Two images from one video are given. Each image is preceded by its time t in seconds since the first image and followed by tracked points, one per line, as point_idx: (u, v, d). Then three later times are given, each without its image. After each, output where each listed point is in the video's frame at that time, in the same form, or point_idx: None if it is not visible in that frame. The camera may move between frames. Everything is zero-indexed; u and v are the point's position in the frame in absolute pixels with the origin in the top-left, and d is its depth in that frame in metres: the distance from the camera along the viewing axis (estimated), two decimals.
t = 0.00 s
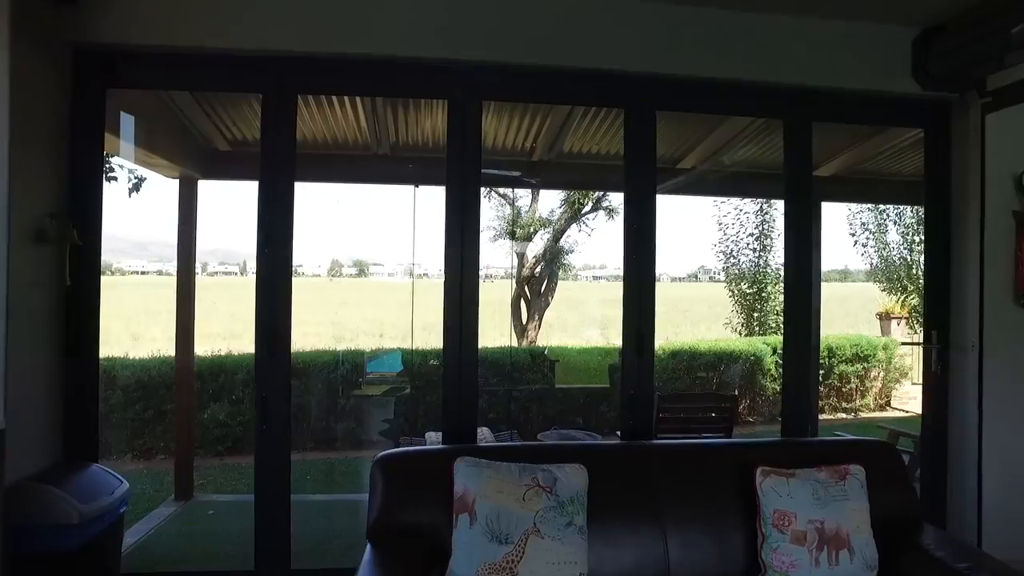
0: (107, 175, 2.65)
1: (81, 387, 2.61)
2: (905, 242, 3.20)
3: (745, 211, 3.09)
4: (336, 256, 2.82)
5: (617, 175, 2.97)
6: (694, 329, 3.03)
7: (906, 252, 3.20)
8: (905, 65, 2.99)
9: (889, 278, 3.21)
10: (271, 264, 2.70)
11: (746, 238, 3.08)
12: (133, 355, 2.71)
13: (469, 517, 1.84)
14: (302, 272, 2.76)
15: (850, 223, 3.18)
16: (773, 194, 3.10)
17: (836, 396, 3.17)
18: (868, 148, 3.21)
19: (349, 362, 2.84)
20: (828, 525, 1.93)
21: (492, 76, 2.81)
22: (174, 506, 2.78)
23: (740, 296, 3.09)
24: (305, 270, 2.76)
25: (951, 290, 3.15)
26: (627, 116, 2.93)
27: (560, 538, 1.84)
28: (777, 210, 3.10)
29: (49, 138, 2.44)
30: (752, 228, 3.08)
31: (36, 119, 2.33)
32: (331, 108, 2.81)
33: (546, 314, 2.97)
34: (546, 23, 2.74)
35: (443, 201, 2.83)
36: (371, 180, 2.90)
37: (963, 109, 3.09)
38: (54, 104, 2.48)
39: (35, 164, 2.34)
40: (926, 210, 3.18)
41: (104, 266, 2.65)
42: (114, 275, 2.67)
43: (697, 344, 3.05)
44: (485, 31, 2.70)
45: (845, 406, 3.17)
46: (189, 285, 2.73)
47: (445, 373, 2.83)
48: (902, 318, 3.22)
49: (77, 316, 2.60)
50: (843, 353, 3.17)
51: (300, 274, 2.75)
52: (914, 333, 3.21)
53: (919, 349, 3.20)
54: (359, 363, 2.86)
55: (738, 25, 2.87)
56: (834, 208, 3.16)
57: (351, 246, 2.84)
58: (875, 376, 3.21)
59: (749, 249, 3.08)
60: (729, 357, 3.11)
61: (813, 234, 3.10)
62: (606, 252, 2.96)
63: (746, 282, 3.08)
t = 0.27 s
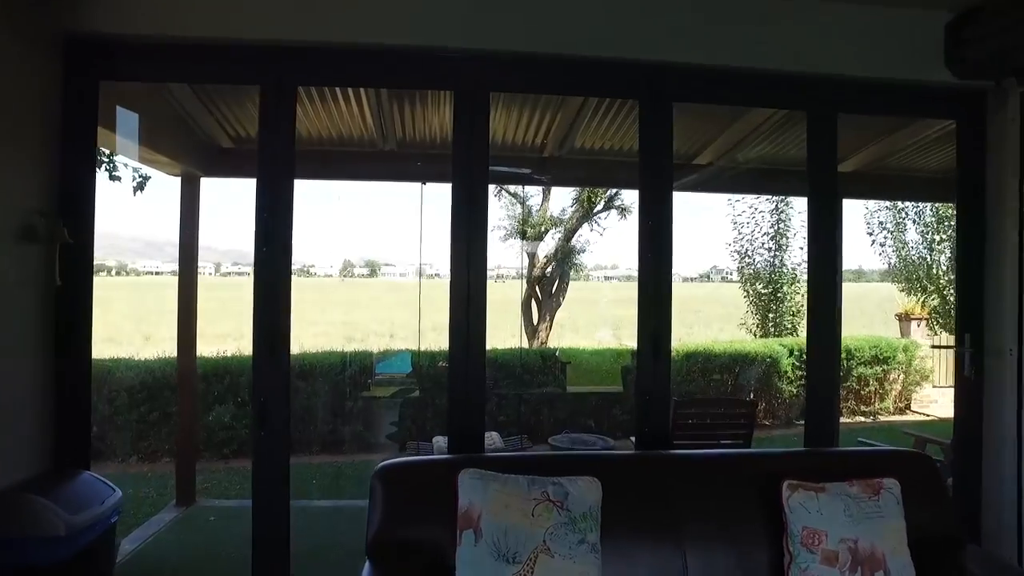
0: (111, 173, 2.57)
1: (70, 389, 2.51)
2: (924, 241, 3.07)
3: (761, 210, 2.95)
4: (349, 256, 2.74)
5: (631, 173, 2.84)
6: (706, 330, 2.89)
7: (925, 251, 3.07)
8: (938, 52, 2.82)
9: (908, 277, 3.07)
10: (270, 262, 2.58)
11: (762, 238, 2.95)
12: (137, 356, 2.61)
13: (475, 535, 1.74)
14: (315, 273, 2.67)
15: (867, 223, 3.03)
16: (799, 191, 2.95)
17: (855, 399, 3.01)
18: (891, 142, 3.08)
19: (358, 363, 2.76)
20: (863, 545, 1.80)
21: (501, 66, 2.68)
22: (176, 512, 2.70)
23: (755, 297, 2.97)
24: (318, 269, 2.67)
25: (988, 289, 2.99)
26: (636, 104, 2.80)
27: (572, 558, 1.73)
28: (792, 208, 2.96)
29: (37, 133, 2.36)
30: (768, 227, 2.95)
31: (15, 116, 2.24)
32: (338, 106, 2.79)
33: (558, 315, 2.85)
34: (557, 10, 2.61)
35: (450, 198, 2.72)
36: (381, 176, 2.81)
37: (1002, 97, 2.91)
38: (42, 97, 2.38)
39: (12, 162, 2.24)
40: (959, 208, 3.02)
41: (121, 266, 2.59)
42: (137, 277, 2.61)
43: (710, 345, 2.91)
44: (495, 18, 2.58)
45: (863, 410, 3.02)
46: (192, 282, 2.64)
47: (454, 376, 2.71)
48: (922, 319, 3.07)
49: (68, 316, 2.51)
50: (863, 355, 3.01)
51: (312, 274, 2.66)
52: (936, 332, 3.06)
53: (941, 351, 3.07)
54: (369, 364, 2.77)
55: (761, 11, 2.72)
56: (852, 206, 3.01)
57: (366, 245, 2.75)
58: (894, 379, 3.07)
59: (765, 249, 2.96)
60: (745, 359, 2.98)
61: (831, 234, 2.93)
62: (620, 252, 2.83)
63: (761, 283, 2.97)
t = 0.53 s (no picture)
0: (113, 171, 2.50)
1: (58, 390, 2.42)
2: (941, 239, 2.92)
3: (773, 207, 2.83)
4: (358, 256, 2.63)
5: (642, 168, 2.72)
6: (716, 330, 2.75)
7: (943, 249, 2.92)
8: (970, 36, 2.66)
9: (925, 277, 2.93)
10: (266, 260, 2.48)
11: (775, 237, 2.82)
12: (143, 356, 2.55)
13: (477, 552, 1.68)
14: (325, 273, 2.57)
15: (883, 220, 2.85)
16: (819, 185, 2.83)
17: (872, 401, 2.85)
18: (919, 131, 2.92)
19: (363, 364, 2.66)
20: (896, 562, 1.76)
21: (506, 54, 2.56)
22: (174, 517, 2.61)
23: (768, 297, 2.82)
24: (328, 270, 2.58)
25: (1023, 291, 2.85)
26: (651, 96, 2.68)
27: None
28: (806, 206, 2.83)
29: (19, 126, 2.26)
30: (782, 225, 2.82)
31: None
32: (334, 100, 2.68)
33: (567, 315, 2.71)
34: None
35: (455, 195, 2.60)
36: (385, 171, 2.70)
37: None
38: (29, 90, 2.30)
39: None
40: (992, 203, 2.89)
41: (134, 266, 2.52)
42: (148, 277, 2.54)
43: (722, 347, 2.76)
44: (503, 2, 2.45)
45: (881, 412, 2.85)
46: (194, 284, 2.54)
47: (459, 379, 2.59)
48: (941, 319, 2.92)
49: (56, 315, 2.41)
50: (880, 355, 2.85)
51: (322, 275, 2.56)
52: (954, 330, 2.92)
53: (964, 353, 2.92)
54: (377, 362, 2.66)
55: None
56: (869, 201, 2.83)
57: (375, 245, 2.64)
58: (913, 380, 2.90)
59: (777, 247, 2.82)
60: (759, 361, 2.82)
61: (848, 232, 2.80)
62: (632, 250, 2.70)
63: (774, 282, 2.82)
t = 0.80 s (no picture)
0: (113, 170, 2.45)
1: (40, 397, 2.31)
2: (959, 238, 2.80)
3: (787, 207, 2.72)
4: (367, 256, 2.55)
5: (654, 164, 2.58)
6: (727, 331, 2.60)
7: (960, 249, 2.81)
8: (1005, 21, 2.50)
9: (941, 277, 2.79)
10: (258, 259, 2.36)
11: (788, 236, 2.70)
12: (147, 356, 2.49)
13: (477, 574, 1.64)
14: (336, 273, 2.52)
15: (898, 219, 2.69)
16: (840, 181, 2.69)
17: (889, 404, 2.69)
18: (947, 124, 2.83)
19: (368, 366, 2.56)
20: None
21: (512, 44, 2.43)
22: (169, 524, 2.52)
23: (781, 298, 2.69)
24: (339, 271, 2.52)
25: None
26: (660, 82, 2.54)
27: None
28: (820, 205, 2.69)
29: None
30: (795, 225, 2.70)
31: None
32: (340, 93, 2.64)
33: (576, 316, 2.62)
34: None
35: (455, 193, 2.46)
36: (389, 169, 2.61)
37: None
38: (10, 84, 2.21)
39: None
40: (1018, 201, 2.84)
41: (145, 267, 2.47)
42: (159, 277, 2.47)
43: (734, 349, 2.61)
44: None
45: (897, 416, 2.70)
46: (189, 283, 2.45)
47: (458, 383, 2.45)
48: (958, 321, 2.82)
49: (40, 318, 2.31)
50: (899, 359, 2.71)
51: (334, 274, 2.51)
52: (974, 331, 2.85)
53: (987, 356, 2.85)
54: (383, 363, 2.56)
55: None
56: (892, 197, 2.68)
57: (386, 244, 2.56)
58: (930, 383, 2.75)
59: (791, 247, 2.70)
60: (773, 363, 2.69)
61: (868, 231, 2.64)
62: (643, 249, 2.56)
63: (787, 283, 2.69)
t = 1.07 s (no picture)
0: (113, 170, 2.38)
1: (26, 401, 2.22)
2: (975, 237, 2.67)
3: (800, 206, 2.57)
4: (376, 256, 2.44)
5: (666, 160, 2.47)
6: (738, 332, 2.45)
7: (977, 248, 2.68)
8: None
9: (959, 277, 2.62)
10: (252, 256, 2.25)
11: (800, 235, 2.56)
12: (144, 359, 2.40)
13: None
14: (344, 274, 2.42)
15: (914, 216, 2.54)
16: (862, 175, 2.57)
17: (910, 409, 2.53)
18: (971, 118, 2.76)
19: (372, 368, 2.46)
20: None
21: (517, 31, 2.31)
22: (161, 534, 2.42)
23: (794, 299, 2.56)
24: (348, 270, 2.43)
25: None
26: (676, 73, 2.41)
27: None
28: (834, 203, 2.57)
29: None
30: (808, 223, 2.57)
31: None
32: (341, 89, 2.62)
33: (585, 317, 2.49)
34: None
35: (459, 189, 2.34)
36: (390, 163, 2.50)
37: None
38: None
39: None
40: None
41: (156, 267, 2.37)
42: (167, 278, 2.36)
43: (748, 351, 2.47)
44: None
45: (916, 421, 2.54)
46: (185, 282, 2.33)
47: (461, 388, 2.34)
48: (977, 322, 2.68)
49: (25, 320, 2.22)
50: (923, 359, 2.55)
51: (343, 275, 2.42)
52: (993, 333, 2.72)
53: (1004, 356, 2.73)
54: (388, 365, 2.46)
55: None
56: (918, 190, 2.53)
57: (395, 244, 2.44)
58: (949, 386, 2.59)
59: (803, 246, 2.56)
60: (788, 366, 2.57)
61: (888, 230, 2.51)
62: (654, 248, 2.43)
63: (799, 283, 2.56)
